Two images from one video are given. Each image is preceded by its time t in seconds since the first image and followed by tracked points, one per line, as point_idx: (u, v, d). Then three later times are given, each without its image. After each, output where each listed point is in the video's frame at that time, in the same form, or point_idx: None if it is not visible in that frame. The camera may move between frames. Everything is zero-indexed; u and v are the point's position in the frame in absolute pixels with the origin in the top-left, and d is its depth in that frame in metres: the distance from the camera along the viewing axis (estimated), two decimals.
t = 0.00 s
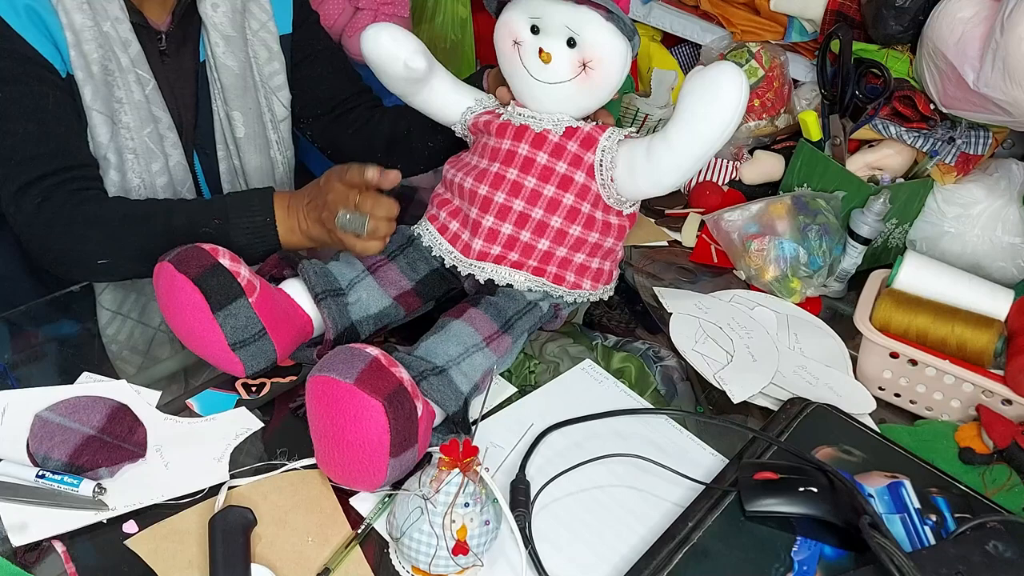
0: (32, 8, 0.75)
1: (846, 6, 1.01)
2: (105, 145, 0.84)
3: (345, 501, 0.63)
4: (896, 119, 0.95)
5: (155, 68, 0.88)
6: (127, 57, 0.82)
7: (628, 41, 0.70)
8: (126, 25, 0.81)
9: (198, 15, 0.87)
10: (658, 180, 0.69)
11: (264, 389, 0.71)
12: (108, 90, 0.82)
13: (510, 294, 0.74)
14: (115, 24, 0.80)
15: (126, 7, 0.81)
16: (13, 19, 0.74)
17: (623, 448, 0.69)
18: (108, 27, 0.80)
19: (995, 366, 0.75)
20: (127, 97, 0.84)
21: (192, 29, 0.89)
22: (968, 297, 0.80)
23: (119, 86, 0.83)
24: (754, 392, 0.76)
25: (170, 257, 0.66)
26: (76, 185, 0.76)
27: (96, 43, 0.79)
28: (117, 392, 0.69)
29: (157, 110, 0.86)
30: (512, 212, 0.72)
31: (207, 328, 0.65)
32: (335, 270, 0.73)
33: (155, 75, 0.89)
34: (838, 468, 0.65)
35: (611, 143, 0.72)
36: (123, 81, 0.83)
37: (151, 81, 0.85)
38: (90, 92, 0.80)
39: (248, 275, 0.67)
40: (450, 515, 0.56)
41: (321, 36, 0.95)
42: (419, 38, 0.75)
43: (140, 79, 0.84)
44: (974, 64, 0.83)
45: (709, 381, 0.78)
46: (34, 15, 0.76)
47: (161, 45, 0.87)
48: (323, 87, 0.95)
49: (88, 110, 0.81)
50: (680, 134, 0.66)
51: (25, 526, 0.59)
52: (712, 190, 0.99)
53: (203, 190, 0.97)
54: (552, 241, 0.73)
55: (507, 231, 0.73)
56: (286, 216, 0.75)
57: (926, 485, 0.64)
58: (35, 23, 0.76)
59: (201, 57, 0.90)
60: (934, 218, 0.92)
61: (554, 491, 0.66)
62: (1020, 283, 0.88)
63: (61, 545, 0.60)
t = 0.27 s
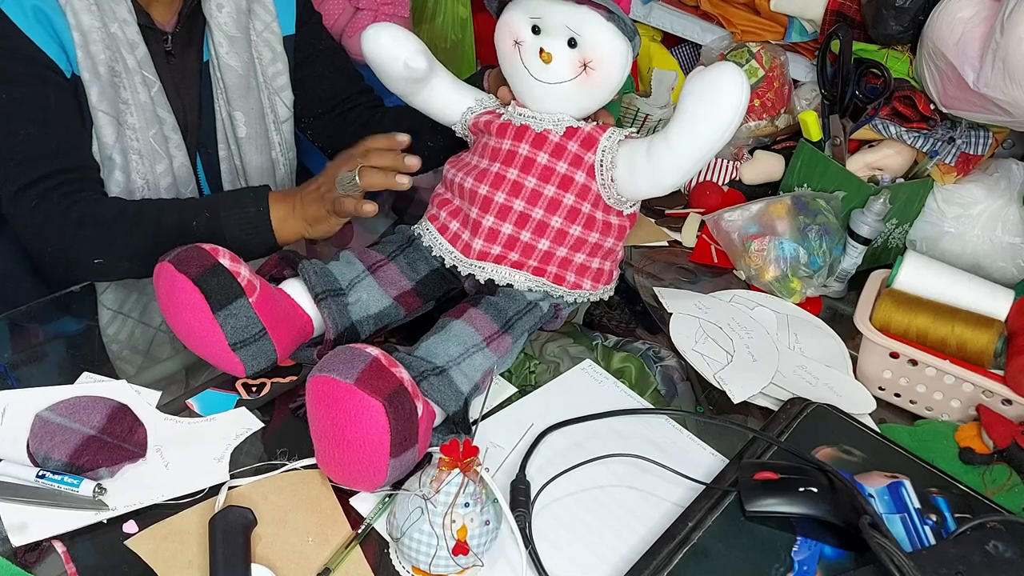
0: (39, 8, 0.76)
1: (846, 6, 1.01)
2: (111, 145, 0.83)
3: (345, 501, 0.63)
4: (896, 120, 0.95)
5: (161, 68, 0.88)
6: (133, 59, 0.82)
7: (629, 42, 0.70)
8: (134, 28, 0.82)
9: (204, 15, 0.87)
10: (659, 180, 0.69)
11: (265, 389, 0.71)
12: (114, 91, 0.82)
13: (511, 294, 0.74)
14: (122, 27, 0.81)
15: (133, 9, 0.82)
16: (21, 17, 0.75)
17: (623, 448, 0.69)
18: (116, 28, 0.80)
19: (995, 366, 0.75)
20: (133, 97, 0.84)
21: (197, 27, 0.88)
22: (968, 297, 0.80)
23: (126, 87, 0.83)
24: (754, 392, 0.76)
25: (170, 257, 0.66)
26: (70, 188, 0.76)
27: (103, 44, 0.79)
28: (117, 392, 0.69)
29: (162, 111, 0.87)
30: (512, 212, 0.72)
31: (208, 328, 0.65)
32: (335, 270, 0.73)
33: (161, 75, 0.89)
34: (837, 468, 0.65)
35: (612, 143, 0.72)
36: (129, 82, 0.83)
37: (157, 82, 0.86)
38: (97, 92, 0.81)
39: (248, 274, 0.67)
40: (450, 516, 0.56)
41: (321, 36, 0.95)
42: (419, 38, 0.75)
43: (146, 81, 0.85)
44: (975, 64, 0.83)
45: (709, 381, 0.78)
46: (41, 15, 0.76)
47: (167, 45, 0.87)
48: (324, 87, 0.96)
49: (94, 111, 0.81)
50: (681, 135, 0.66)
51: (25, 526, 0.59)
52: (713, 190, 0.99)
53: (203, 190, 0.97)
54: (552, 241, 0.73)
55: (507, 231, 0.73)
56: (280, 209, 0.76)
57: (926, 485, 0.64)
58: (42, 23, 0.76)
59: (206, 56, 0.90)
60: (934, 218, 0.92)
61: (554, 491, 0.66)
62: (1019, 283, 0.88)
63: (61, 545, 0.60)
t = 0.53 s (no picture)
0: (44, 7, 0.76)
1: (846, 6, 1.01)
2: (112, 145, 0.83)
3: (345, 501, 0.63)
4: (896, 119, 0.95)
5: (162, 68, 0.88)
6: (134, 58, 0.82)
7: (622, 42, 0.70)
8: (136, 27, 0.82)
9: (204, 16, 0.88)
10: (656, 180, 0.69)
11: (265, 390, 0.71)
12: (116, 91, 0.82)
13: (509, 295, 0.74)
14: (125, 27, 0.81)
15: (135, 8, 0.82)
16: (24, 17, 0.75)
17: (623, 448, 0.69)
18: (119, 28, 0.80)
19: (995, 366, 0.75)
20: (134, 97, 0.84)
21: (198, 28, 0.89)
22: (967, 297, 0.80)
23: (128, 86, 0.83)
24: (754, 391, 0.76)
25: (172, 249, 0.67)
26: (71, 187, 0.77)
27: (106, 44, 0.79)
28: (117, 392, 0.69)
29: (163, 111, 0.87)
30: (508, 215, 0.72)
31: (207, 320, 0.65)
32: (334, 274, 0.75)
33: (161, 75, 0.88)
34: (837, 468, 0.65)
35: (608, 143, 0.71)
36: (132, 81, 0.83)
37: (159, 82, 0.86)
38: (99, 92, 0.81)
39: (248, 268, 0.67)
40: (450, 516, 0.56)
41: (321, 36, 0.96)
42: (412, 41, 0.75)
43: (148, 80, 0.85)
44: (975, 64, 0.83)
45: (709, 381, 0.78)
46: (46, 14, 0.76)
47: (169, 45, 0.87)
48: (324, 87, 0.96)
49: (95, 109, 0.81)
50: (677, 134, 0.66)
51: (25, 526, 0.59)
52: (712, 190, 0.99)
53: (203, 190, 0.97)
54: (549, 243, 0.73)
55: (503, 234, 0.73)
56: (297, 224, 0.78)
57: (926, 485, 0.64)
58: (45, 22, 0.77)
59: (207, 56, 0.91)
60: (934, 218, 0.92)
61: (554, 491, 0.66)
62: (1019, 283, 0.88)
63: (61, 545, 0.60)
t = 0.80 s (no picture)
0: (42, 8, 0.76)
1: (846, 6, 1.01)
2: (111, 145, 0.83)
3: (345, 501, 0.63)
4: (896, 119, 0.95)
5: (161, 68, 0.88)
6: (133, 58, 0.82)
7: (626, 42, 0.70)
8: (134, 28, 0.82)
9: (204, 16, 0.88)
10: (657, 180, 0.69)
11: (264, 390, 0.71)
12: (115, 91, 0.82)
13: (510, 295, 0.74)
14: (123, 26, 0.81)
15: (134, 8, 0.82)
16: (23, 16, 0.75)
17: (623, 448, 0.69)
18: (117, 28, 0.80)
19: (995, 366, 0.75)
20: (133, 97, 0.84)
21: (197, 29, 0.89)
22: (968, 297, 0.80)
23: (127, 87, 0.83)
24: (754, 392, 0.76)
25: (170, 251, 0.66)
26: (71, 187, 0.77)
27: (105, 44, 0.79)
28: (117, 392, 0.69)
29: (163, 111, 0.87)
30: (510, 214, 0.72)
31: (205, 322, 0.65)
32: (333, 272, 0.74)
33: (161, 75, 0.89)
34: (837, 468, 0.65)
35: (610, 144, 0.71)
36: (130, 82, 0.83)
37: (158, 83, 0.86)
38: (98, 92, 0.81)
39: (247, 269, 0.67)
40: (450, 516, 0.56)
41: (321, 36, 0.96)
42: (415, 39, 0.75)
43: (147, 80, 0.85)
44: (975, 64, 0.83)
45: (709, 381, 0.78)
46: (45, 15, 0.76)
47: (167, 45, 0.87)
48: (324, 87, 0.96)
49: (95, 110, 0.81)
50: (679, 135, 0.66)
51: (25, 526, 0.59)
52: (712, 190, 0.99)
53: (203, 190, 0.97)
54: (550, 242, 0.73)
55: (505, 232, 0.73)
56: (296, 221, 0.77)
57: (926, 485, 0.64)
58: (44, 22, 0.77)
59: (206, 57, 0.91)
60: (935, 218, 0.92)
61: (554, 491, 0.66)
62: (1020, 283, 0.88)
63: (61, 545, 0.60)
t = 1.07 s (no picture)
0: (42, 8, 0.76)
1: (846, 6, 1.01)
2: (111, 145, 0.83)
3: (345, 501, 0.63)
4: (896, 119, 0.95)
5: (162, 67, 0.88)
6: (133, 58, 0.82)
7: (639, 44, 0.70)
8: (134, 28, 0.82)
9: (204, 15, 0.87)
10: (665, 183, 0.69)
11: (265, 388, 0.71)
12: (115, 91, 0.82)
13: (513, 294, 0.74)
14: (124, 26, 0.81)
15: (134, 8, 0.82)
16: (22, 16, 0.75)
17: (623, 448, 0.69)
18: (117, 28, 0.80)
19: (996, 367, 0.75)
20: (133, 97, 0.84)
21: (197, 27, 0.89)
22: (968, 297, 0.80)
23: (126, 86, 0.83)
24: (754, 392, 0.76)
25: (170, 254, 0.66)
26: (71, 187, 0.77)
27: (105, 43, 0.79)
28: (117, 392, 0.69)
29: (163, 111, 0.87)
30: (517, 210, 0.72)
31: (206, 325, 0.65)
32: (333, 270, 0.73)
33: (161, 75, 0.89)
34: (838, 468, 0.65)
35: (619, 145, 0.72)
36: (130, 82, 0.83)
37: (158, 83, 0.86)
38: (98, 93, 0.80)
39: (248, 272, 0.67)
40: (450, 516, 0.56)
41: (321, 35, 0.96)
42: (428, 35, 0.75)
43: (147, 81, 0.85)
44: (975, 64, 0.83)
45: (709, 381, 0.78)
46: (44, 15, 0.76)
47: (167, 44, 0.87)
48: (324, 87, 0.96)
49: (95, 109, 0.81)
50: (689, 138, 0.66)
51: (25, 526, 0.59)
52: (712, 189, 0.99)
53: (203, 189, 0.97)
54: (556, 240, 0.72)
55: (511, 229, 0.72)
56: (291, 215, 0.79)
57: (926, 485, 0.64)
58: (43, 21, 0.76)
59: (206, 56, 0.90)
60: (935, 218, 0.92)
61: (554, 491, 0.66)
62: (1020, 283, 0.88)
63: (61, 545, 0.60)
